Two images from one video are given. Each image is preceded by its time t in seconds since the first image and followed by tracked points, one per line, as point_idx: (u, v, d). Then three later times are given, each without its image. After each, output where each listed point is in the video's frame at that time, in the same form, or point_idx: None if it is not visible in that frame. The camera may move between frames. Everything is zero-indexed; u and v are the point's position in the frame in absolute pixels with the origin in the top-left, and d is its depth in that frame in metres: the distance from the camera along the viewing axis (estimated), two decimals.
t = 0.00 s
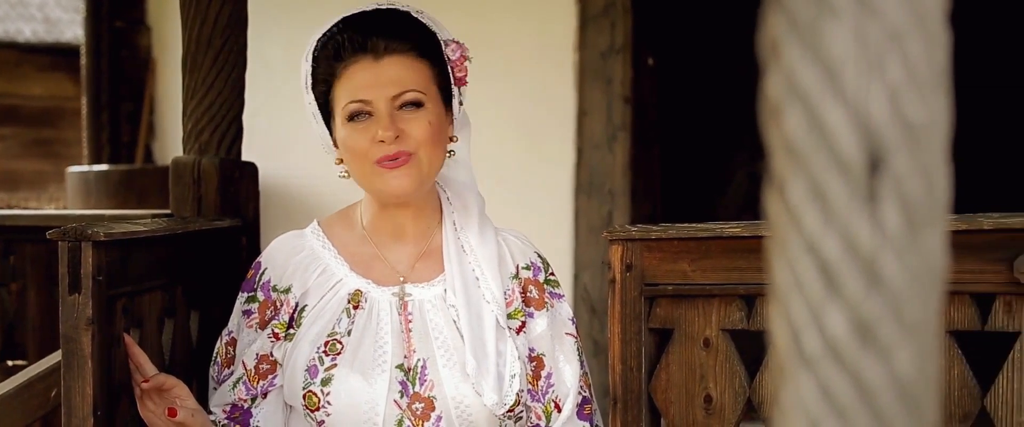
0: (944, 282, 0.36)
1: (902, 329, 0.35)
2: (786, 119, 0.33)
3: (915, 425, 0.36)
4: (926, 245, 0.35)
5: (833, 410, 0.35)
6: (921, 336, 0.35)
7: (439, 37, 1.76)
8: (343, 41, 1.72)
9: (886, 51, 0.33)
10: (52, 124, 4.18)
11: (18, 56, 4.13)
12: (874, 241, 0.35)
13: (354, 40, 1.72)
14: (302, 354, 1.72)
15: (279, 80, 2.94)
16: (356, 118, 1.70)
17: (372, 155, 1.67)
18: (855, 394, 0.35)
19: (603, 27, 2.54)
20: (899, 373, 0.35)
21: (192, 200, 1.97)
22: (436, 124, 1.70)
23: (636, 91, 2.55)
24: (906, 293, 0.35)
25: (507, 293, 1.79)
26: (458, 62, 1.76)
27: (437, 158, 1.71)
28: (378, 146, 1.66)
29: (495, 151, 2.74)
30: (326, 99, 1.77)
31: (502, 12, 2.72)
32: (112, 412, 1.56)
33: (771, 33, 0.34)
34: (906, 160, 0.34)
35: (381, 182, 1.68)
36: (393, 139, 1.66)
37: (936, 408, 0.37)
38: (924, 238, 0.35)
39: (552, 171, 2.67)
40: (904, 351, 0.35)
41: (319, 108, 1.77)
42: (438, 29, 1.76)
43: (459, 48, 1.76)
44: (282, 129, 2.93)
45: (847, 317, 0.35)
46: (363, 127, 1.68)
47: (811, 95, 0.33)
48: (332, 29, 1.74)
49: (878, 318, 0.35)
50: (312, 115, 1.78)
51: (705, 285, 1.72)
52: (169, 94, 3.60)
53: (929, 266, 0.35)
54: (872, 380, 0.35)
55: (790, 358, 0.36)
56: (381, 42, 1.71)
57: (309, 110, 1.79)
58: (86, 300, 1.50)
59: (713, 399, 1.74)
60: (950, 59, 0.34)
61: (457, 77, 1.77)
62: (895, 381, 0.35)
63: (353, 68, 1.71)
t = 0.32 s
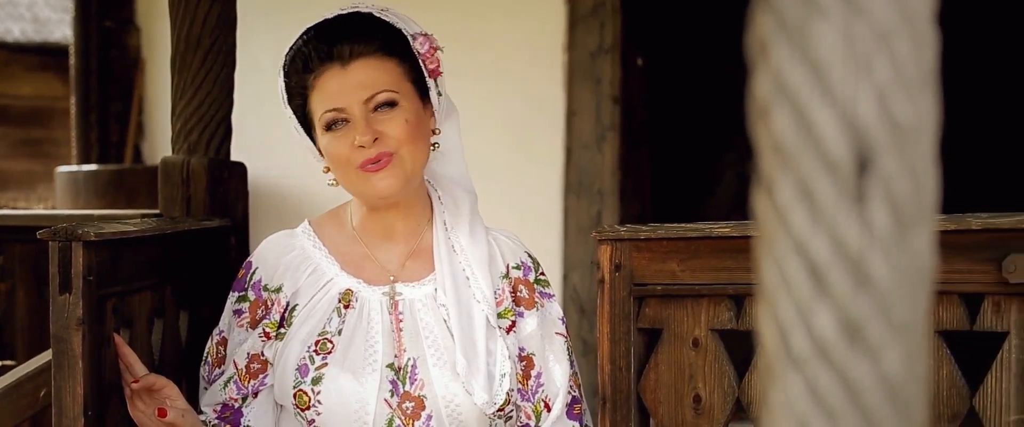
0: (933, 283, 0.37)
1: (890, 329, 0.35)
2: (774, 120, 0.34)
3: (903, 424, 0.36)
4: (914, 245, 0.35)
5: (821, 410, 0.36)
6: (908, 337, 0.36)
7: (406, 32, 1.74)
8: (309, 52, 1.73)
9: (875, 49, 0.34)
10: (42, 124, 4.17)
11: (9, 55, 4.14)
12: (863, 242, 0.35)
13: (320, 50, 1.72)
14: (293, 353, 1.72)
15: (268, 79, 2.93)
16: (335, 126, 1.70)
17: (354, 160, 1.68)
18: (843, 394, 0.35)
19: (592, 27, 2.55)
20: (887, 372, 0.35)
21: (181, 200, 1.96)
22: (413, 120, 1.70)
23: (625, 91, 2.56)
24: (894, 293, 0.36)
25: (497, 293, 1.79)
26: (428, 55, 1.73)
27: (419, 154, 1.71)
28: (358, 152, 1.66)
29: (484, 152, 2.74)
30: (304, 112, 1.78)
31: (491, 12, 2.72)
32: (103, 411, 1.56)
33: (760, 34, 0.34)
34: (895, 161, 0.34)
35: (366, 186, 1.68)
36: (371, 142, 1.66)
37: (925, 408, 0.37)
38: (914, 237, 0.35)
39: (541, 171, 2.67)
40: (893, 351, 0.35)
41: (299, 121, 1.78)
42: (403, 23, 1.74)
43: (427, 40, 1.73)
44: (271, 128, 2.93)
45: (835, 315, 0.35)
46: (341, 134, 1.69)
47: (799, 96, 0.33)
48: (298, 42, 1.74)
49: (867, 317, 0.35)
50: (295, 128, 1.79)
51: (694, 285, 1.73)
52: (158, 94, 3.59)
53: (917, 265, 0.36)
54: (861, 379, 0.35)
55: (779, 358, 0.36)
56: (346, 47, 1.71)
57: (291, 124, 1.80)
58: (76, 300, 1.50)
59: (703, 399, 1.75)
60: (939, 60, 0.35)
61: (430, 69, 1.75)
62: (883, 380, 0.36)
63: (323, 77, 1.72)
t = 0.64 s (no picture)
0: (921, 283, 0.37)
1: (878, 328, 0.36)
2: (765, 120, 0.35)
3: (893, 424, 0.37)
4: (903, 244, 0.36)
5: (810, 410, 0.36)
6: (896, 337, 0.36)
7: (385, 31, 1.74)
8: (291, 57, 1.73)
9: (865, 50, 0.34)
10: (32, 123, 4.15)
11: None
12: (853, 242, 0.36)
13: (302, 54, 1.73)
14: (281, 353, 1.72)
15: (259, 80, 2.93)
16: (322, 130, 1.70)
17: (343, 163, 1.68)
18: (832, 394, 0.36)
19: (583, 28, 2.56)
20: (876, 371, 0.36)
21: (171, 200, 1.97)
22: (399, 120, 1.70)
23: (616, 91, 2.56)
24: (883, 294, 0.36)
25: (485, 293, 1.80)
26: (409, 52, 1.73)
27: (408, 153, 1.71)
28: (347, 154, 1.66)
29: (475, 152, 2.75)
30: (289, 118, 1.78)
31: (482, 12, 2.72)
32: (91, 412, 1.56)
33: (749, 35, 0.35)
34: (885, 162, 0.35)
35: (357, 188, 1.69)
36: (360, 144, 1.66)
37: (914, 410, 0.38)
38: (902, 236, 0.36)
39: (531, 172, 2.68)
40: (881, 351, 0.36)
41: (285, 127, 1.79)
42: (382, 23, 1.75)
43: (407, 38, 1.74)
44: (261, 128, 2.93)
45: (824, 315, 0.36)
46: (329, 138, 1.69)
47: (790, 97, 0.34)
48: (279, 48, 1.75)
49: (856, 317, 0.36)
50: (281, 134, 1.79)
51: (684, 285, 1.74)
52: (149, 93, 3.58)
53: (905, 266, 0.36)
54: (850, 379, 0.36)
55: (768, 358, 0.37)
56: (327, 50, 1.71)
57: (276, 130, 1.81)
58: (65, 301, 1.49)
59: (693, 399, 1.76)
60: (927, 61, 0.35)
61: (411, 67, 1.74)
62: (872, 380, 0.36)
63: (307, 82, 1.72)
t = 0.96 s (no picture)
0: (911, 283, 0.38)
1: (869, 328, 0.37)
2: (754, 120, 0.35)
3: (883, 424, 0.37)
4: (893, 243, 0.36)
5: (801, 410, 0.37)
6: (886, 336, 0.37)
7: (380, 31, 1.74)
8: (287, 56, 1.73)
9: (855, 51, 0.35)
10: (22, 123, 4.14)
11: None
12: (844, 242, 0.36)
13: (298, 54, 1.72)
14: (274, 352, 1.73)
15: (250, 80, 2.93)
16: (319, 130, 1.70)
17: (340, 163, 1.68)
18: (824, 395, 0.36)
19: (574, 28, 2.56)
20: (865, 370, 0.36)
21: (162, 200, 1.97)
22: (395, 120, 1.71)
23: (607, 91, 2.57)
24: (873, 294, 0.37)
25: (479, 293, 1.80)
26: (404, 52, 1.73)
27: (404, 153, 1.72)
28: (344, 154, 1.67)
29: (466, 152, 2.75)
30: (285, 118, 1.78)
31: (473, 13, 2.73)
32: (82, 412, 1.56)
33: (739, 35, 0.35)
34: (875, 162, 0.35)
35: (354, 188, 1.69)
36: (357, 144, 1.66)
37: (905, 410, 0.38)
38: (892, 236, 0.36)
39: (523, 172, 2.68)
40: (872, 351, 0.36)
41: (280, 126, 1.78)
42: (378, 23, 1.75)
43: (402, 38, 1.74)
44: (252, 128, 2.92)
45: (815, 315, 0.36)
46: (326, 138, 1.69)
47: (779, 97, 0.34)
48: (274, 48, 1.74)
49: (846, 317, 0.36)
50: (276, 134, 1.79)
51: (675, 285, 1.74)
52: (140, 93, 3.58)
53: (896, 266, 0.37)
54: (840, 379, 0.36)
55: (758, 359, 0.37)
56: (323, 50, 1.71)
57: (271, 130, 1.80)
58: (56, 301, 1.49)
59: (684, 399, 1.77)
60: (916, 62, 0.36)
61: (406, 67, 1.75)
62: (862, 379, 0.36)
63: (303, 81, 1.72)
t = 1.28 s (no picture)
0: (902, 284, 0.38)
1: (861, 328, 0.37)
2: (747, 118, 0.35)
3: (875, 423, 0.37)
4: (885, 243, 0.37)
5: (792, 410, 0.37)
6: (878, 336, 0.37)
7: (390, 32, 1.75)
8: (296, 52, 1.72)
9: (847, 51, 0.35)
10: (14, 122, 4.12)
11: None
12: (835, 242, 0.36)
13: (307, 50, 1.71)
14: (272, 350, 1.73)
15: (242, 80, 2.92)
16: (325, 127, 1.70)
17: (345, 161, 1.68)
18: (815, 395, 0.37)
19: (566, 29, 2.56)
20: (857, 371, 0.37)
21: (154, 201, 1.96)
22: (402, 120, 1.71)
23: (600, 91, 2.57)
24: (865, 294, 0.37)
25: (477, 295, 1.81)
26: (413, 54, 1.74)
27: (410, 154, 1.72)
28: (349, 153, 1.66)
29: (460, 152, 2.75)
30: (291, 114, 1.77)
31: (465, 13, 2.73)
32: (75, 412, 1.55)
33: (731, 35, 0.35)
34: (866, 160, 0.36)
35: (357, 186, 1.69)
36: (363, 143, 1.66)
37: (896, 410, 0.38)
38: (883, 236, 0.36)
39: (516, 172, 2.68)
40: (864, 352, 0.37)
41: (285, 122, 1.77)
42: (389, 23, 1.75)
43: (412, 40, 1.74)
44: (245, 128, 2.92)
45: (807, 314, 0.36)
46: (332, 135, 1.69)
47: (771, 97, 0.34)
48: (284, 42, 1.73)
49: (838, 317, 0.36)
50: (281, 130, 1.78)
51: (667, 285, 1.74)
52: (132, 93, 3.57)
53: (887, 266, 0.37)
54: (833, 379, 0.36)
55: (750, 359, 0.38)
56: (333, 48, 1.71)
57: (275, 126, 1.79)
58: (48, 301, 1.49)
59: (676, 399, 1.77)
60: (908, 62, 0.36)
61: (414, 68, 1.75)
62: (854, 379, 0.37)
63: (311, 78, 1.71)
